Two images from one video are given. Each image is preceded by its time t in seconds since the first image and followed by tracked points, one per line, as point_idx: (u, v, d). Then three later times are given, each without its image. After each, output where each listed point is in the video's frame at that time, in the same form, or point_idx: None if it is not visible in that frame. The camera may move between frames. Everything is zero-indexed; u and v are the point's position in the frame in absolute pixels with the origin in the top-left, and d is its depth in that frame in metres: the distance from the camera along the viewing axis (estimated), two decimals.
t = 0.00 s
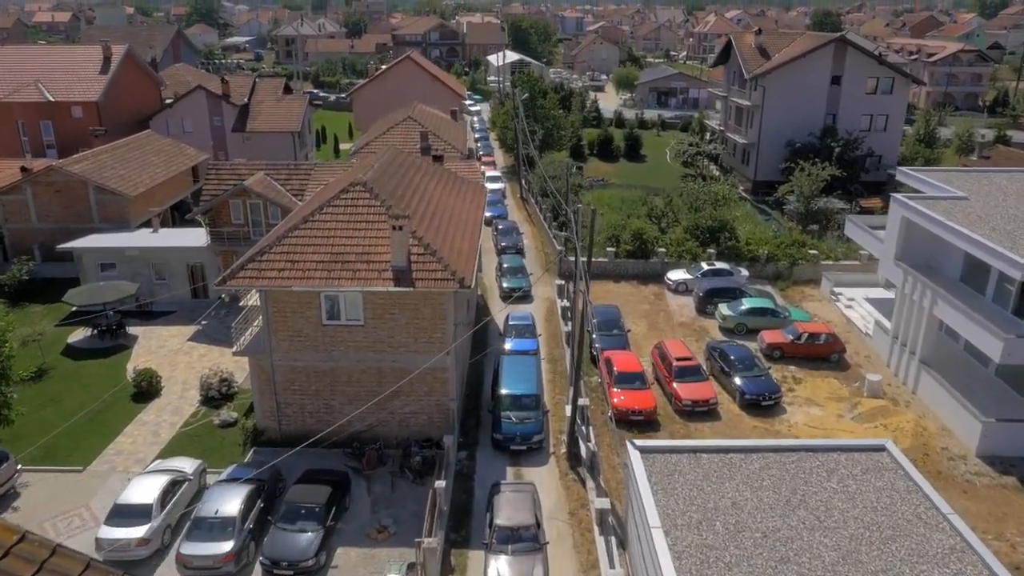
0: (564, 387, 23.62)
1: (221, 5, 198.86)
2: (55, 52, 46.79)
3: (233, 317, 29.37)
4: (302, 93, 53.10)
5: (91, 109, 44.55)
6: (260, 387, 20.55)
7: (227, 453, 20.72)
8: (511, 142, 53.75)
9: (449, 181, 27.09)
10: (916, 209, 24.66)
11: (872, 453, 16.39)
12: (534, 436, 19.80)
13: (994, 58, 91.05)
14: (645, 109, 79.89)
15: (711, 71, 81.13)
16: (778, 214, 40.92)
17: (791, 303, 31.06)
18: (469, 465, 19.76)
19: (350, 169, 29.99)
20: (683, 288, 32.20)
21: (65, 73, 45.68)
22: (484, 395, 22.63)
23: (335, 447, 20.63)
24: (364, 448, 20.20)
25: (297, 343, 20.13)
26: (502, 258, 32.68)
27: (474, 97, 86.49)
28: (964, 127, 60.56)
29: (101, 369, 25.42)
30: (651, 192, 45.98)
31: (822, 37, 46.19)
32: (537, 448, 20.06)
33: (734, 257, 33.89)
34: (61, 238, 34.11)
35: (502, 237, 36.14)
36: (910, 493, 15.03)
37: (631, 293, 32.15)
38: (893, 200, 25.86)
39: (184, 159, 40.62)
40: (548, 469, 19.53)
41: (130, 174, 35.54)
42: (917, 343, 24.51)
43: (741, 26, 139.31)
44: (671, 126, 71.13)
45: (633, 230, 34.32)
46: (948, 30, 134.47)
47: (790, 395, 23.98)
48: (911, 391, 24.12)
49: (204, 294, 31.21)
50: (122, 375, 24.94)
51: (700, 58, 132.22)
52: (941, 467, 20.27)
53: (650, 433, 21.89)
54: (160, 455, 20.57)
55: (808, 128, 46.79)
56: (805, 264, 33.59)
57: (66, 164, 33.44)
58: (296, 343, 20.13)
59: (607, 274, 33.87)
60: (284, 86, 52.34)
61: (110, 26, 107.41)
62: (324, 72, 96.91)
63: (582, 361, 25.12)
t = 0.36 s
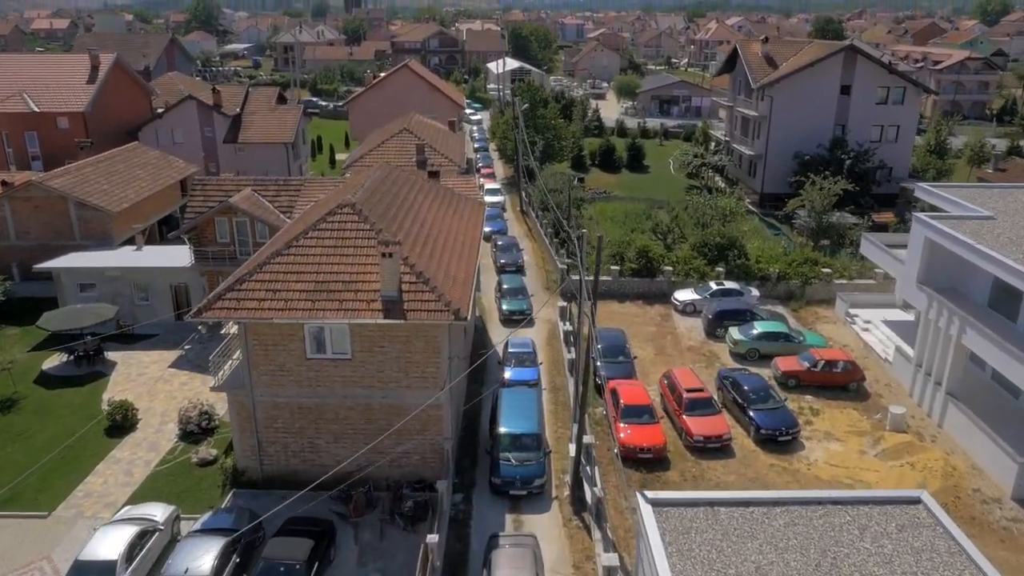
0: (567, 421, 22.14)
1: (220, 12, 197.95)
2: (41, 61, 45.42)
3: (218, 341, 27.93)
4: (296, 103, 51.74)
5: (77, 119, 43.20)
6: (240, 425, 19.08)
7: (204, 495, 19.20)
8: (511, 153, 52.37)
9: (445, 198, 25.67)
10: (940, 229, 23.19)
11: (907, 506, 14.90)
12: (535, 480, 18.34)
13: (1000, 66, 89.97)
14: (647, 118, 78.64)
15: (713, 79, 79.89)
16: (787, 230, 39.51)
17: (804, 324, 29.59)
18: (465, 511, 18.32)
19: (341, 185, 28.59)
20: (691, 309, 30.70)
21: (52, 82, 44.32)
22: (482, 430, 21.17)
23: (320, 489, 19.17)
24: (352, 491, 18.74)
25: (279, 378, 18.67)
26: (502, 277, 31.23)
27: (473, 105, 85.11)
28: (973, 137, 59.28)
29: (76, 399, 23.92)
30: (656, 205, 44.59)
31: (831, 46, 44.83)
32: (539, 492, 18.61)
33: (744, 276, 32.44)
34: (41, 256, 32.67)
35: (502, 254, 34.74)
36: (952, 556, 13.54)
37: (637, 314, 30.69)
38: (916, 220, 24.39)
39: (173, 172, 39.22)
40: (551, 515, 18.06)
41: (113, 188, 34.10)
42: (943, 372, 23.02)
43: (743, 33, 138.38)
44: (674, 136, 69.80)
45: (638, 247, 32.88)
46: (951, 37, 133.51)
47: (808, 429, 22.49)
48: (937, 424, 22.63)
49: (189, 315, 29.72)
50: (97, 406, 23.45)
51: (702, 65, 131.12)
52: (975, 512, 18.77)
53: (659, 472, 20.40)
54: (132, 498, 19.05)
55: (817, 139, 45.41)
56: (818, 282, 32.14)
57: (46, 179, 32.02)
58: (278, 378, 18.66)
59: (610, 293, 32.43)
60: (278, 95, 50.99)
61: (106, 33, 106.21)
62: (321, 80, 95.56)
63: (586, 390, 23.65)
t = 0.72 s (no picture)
0: (572, 458, 20.63)
1: (220, 19, 197.02)
2: (27, 69, 44.06)
3: (202, 367, 26.44)
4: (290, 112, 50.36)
5: (63, 130, 41.78)
6: (217, 468, 17.58)
7: (177, 543, 17.66)
8: (512, 165, 51.00)
9: (442, 217, 24.23)
10: (968, 251, 21.73)
11: (952, 569, 13.36)
12: (537, 530, 16.84)
13: (1008, 73, 88.41)
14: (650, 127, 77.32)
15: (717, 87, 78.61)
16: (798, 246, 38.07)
17: (820, 348, 28.12)
18: (461, 564, 16.79)
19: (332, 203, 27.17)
20: (700, 331, 29.20)
21: (38, 91, 42.94)
22: (480, 471, 19.66)
23: (303, 538, 17.66)
24: (338, 541, 17.21)
25: (260, 418, 17.18)
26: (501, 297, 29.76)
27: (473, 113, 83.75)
28: (984, 147, 57.82)
29: (47, 432, 22.42)
30: (661, 219, 43.16)
31: (841, 54, 43.47)
32: (542, 542, 17.11)
33: (755, 295, 30.96)
34: (19, 274, 31.20)
35: (502, 272, 33.29)
36: None
37: (644, 336, 29.22)
38: (941, 241, 22.95)
39: (160, 184, 37.80)
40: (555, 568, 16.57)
41: (96, 202, 32.67)
42: (972, 405, 21.53)
43: (744, 40, 136.97)
44: (677, 145, 68.46)
45: (644, 265, 31.43)
46: (954, 44, 132.36)
47: (830, 467, 20.98)
48: (967, 460, 21.14)
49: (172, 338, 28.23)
50: (69, 441, 21.98)
51: (704, 72, 129.88)
52: (1016, 563, 17.24)
53: (671, 516, 18.89)
54: (99, 548, 17.53)
55: (827, 151, 44.02)
56: (833, 302, 30.68)
57: (25, 194, 30.57)
58: (258, 418, 17.18)
59: (615, 314, 30.97)
60: (272, 105, 49.63)
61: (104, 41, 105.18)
62: (320, 87, 94.34)
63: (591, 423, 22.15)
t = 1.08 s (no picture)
0: (578, 502, 19.14)
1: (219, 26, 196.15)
2: (12, 79, 42.68)
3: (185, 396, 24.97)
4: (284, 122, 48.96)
5: (48, 143, 40.37)
6: (191, 520, 16.08)
7: None
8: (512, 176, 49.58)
9: (439, 238, 22.78)
10: (1001, 277, 20.25)
11: None
12: None
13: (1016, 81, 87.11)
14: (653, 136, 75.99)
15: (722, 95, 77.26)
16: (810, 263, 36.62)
17: (838, 375, 26.64)
18: None
19: (323, 222, 25.74)
20: (711, 356, 27.72)
21: (22, 101, 41.55)
22: (479, 517, 18.16)
23: None
24: None
25: (237, 465, 15.69)
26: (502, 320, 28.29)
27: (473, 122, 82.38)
28: (997, 158, 56.33)
29: (16, 470, 20.95)
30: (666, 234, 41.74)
31: (852, 63, 42.06)
32: None
33: (768, 317, 29.46)
34: None
35: (502, 291, 31.83)
36: None
37: (652, 362, 27.73)
38: (971, 265, 21.47)
39: (147, 199, 36.40)
40: None
41: (77, 219, 31.23)
42: (1008, 442, 20.05)
43: (746, 47, 135.77)
44: (681, 155, 67.05)
45: (651, 285, 29.96)
46: (957, 52, 131.25)
47: (855, 510, 19.48)
48: (1003, 503, 19.65)
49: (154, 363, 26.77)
50: (39, 480, 20.51)
51: (707, 79, 128.47)
52: None
53: (687, 569, 17.40)
54: None
55: (837, 163, 42.62)
56: (849, 325, 29.20)
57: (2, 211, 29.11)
58: (236, 466, 15.69)
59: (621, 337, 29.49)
60: (266, 115, 48.26)
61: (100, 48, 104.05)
62: (318, 95, 93.07)
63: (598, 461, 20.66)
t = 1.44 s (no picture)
0: (587, 552, 17.62)
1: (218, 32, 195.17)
2: None
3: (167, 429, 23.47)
4: (279, 133, 47.47)
5: (33, 156, 38.95)
6: None
7: None
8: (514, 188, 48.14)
9: (436, 263, 21.30)
10: None
11: None
12: None
13: None
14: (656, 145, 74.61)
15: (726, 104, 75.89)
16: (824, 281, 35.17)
17: (860, 405, 25.13)
18: None
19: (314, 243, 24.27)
20: (725, 383, 26.23)
21: (7, 112, 40.12)
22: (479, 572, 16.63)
23: None
24: None
25: (213, 522, 14.19)
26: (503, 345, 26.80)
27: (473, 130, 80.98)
28: (1011, 169, 54.88)
29: None
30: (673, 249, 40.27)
31: (865, 73, 40.64)
32: None
33: (784, 342, 27.96)
34: None
35: (503, 313, 30.35)
36: None
37: (662, 390, 26.22)
38: (1008, 292, 19.99)
39: (134, 214, 34.98)
40: None
41: (57, 236, 29.73)
42: None
43: (750, 53, 134.52)
44: (686, 165, 65.62)
45: (660, 307, 28.45)
46: (962, 58, 129.90)
47: (888, 561, 17.96)
48: None
49: (136, 392, 25.29)
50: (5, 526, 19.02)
51: (710, 87, 127.20)
52: None
53: None
54: None
55: (851, 176, 41.16)
56: (870, 350, 27.70)
57: None
58: (212, 523, 14.19)
59: (628, 361, 27.98)
60: (260, 125, 46.84)
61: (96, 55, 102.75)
62: (316, 103, 91.72)
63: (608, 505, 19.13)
